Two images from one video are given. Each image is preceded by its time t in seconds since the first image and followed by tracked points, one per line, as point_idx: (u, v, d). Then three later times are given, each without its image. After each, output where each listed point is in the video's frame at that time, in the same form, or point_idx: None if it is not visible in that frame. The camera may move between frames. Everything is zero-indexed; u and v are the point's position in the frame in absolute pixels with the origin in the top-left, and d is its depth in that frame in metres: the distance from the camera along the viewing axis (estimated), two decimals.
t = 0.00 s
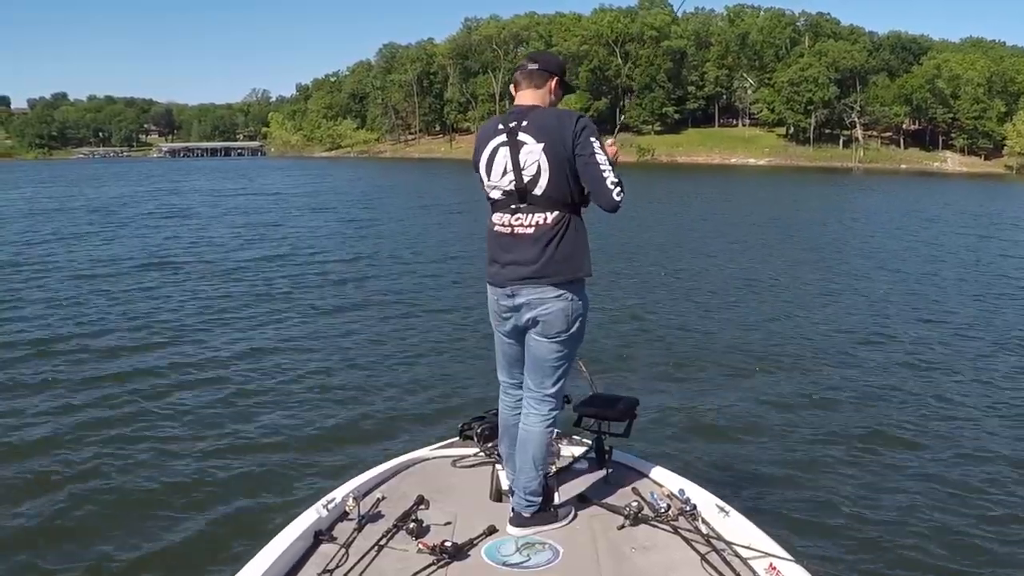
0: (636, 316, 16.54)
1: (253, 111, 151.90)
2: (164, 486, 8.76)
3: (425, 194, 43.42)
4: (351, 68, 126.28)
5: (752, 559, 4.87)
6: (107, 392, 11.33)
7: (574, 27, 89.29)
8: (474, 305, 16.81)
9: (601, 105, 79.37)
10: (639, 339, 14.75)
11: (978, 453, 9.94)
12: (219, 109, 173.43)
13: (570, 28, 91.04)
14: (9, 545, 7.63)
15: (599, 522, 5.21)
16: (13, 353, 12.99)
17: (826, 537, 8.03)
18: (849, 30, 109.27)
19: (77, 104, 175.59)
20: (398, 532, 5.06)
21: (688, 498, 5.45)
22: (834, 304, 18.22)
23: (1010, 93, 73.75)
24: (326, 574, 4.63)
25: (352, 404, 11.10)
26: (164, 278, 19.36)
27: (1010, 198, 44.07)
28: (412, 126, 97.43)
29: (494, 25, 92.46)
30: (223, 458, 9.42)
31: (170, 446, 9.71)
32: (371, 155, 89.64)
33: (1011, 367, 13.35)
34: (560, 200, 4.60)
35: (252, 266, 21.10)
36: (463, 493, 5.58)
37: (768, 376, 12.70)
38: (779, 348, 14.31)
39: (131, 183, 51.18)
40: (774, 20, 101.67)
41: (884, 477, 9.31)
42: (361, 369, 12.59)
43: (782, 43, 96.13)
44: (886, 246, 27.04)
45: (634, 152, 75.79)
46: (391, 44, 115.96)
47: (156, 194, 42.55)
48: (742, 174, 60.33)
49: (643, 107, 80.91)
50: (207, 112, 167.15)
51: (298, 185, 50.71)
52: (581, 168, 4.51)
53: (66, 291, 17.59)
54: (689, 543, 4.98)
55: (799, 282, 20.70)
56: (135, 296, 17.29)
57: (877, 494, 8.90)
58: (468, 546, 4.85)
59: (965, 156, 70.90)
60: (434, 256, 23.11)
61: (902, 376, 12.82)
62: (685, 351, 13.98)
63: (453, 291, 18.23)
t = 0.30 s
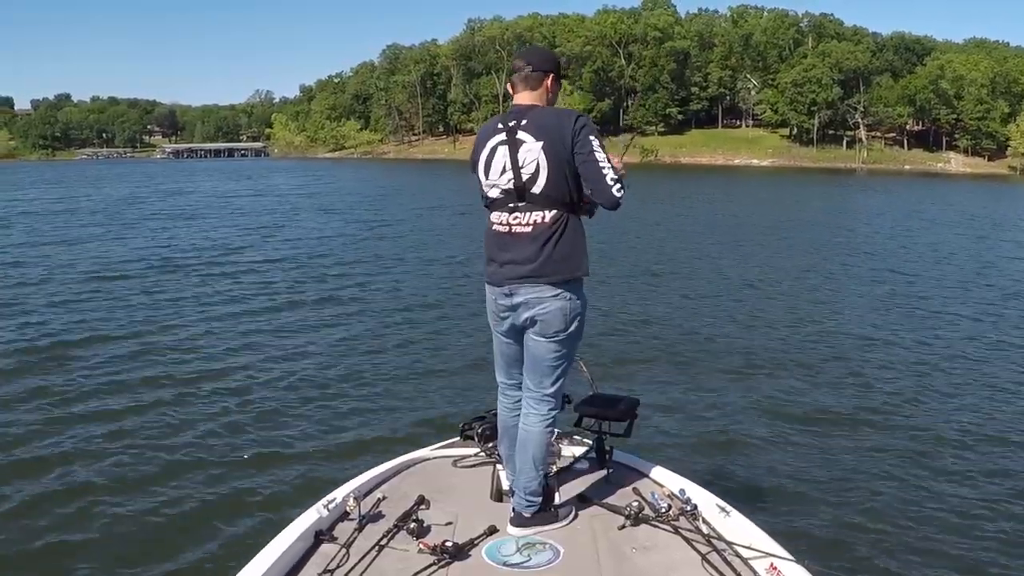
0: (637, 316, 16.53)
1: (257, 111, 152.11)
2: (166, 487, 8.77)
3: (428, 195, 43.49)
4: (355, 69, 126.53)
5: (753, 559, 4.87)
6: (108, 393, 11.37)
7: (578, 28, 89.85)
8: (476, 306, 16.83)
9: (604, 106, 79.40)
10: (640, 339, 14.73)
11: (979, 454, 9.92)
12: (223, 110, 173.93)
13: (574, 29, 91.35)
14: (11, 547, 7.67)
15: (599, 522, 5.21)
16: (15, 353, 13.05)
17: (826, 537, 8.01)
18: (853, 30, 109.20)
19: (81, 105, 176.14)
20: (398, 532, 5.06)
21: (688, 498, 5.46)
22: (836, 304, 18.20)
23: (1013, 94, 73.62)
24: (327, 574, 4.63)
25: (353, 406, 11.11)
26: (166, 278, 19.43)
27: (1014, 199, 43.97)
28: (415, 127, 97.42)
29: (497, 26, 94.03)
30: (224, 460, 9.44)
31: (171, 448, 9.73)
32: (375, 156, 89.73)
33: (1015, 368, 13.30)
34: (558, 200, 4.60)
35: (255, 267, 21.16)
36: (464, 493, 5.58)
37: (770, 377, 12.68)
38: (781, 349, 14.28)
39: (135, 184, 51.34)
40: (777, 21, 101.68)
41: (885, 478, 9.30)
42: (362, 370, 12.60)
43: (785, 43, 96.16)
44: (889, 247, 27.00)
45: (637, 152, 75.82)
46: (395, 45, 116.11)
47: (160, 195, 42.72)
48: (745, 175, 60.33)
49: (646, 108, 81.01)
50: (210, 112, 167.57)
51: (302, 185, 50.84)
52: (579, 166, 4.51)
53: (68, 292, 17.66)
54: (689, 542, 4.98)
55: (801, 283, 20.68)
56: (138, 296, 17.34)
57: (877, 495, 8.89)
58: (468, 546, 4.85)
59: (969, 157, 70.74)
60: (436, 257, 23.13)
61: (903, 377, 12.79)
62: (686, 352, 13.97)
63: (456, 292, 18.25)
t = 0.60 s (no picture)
0: (640, 316, 16.53)
1: (261, 111, 152.12)
2: (168, 487, 8.79)
3: (431, 195, 43.51)
4: (358, 69, 126.57)
5: (753, 559, 4.87)
6: (110, 394, 11.38)
7: (581, 28, 89.70)
8: (478, 306, 16.84)
9: (607, 106, 79.28)
10: (643, 340, 14.71)
11: (980, 455, 9.90)
12: (227, 110, 173.98)
13: (577, 29, 91.40)
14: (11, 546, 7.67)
15: (600, 522, 5.21)
16: (18, 354, 13.08)
17: (825, 537, 8.02)
18: (856, 30, 109.03)
19: (85, 104, 176.16)
20: (399, 532, 5.07)
21: (689, 498, 5.46)
22: (839, 304, 18.18)
23: (1017, 94, 73.44)
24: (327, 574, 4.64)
25: (354, 406, 11.12)
26: (169, 279, 19.47)
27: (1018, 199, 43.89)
28: (419, 127, 97.30)
29: (501, 26, 93.31)
30: (225, 460, 9.45)
31: (173, 447, 9.75)
32: (378, 156, 89.69)
33: (1016, 368, 13.29)
34: (558, 200, 4.60)
35: (259, 267, 21.20)
36: (465, 493, 5.59)
37: (772, 377, 12.67)
38: (783, 349, 14.26)
39: (139, 185, 51.48)
40: (781, 21, 101.54)
41: (886, 477, 9.30)
42: (363, 370, 12.61)
43: (789, 43, 96.13)
44: (891, 246, 27.01)
45: (641, 152, 75.79)
46: (398, 45, 116.11)
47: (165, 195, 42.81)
48: (748, 175, 60.26)
49: (650, 108, 80.95)
50: (213, 112, 167.68)
51: (306, 185, 50.88)
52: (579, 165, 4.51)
53: (71, 292, 17.71)
54: (690, 543, 4.98)
55: (804, 282, 20.68)
56: (141, 297, 17.38)
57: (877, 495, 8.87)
58: (468, 546, 4.86)
59: (972, 157, 70.58)
60: (438, 256, 23.14)
61: (905, 377, 12.77)
62: (688, 351, 13.95)
63: (458, 292, 18.26)
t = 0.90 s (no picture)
0: (641, 315, 16.50)
1: (264, 111, 152.13)
2: (168, 488, 8.81)
3: (433, 194, 43.45)
4: (362, 68, 126.53)
5: (753, 559, 4.87)
6: (110, 393, 11.38)
7: (585, 27, 89.56)
8: (479, 306, 16.83)
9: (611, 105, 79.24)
10: (644, 339, 14.68)
11: (981, 454, 9.89)
12: (230, 108, 173.95)
13: (580, 28, 91.28)
14: (11, 546, 7.68)
15: (600, 522, 5.21)
16: (20, 353, 13.08)
17: (826, 538, 8.00)
18: (860, 29, 108.88)
19: (89, 104, 176.25)
20: (399, 532, 5.07)
21: (689, 498, 5.45)
22: (841, 303, 18.15)
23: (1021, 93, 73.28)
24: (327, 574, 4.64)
25: (354, 405, 11.11)
26: (171, 278, 19.45)
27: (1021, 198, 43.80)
28: (422, 126, 97.15)
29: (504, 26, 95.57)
30: (226, 459, 9.45)
31: (174, 447, 9.76)
32: (382, 155, 89.63)
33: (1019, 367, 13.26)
34: (558, 201, 4.60)
35: (262, 266, 21.20)
36: (464, 493, 5.59)
37: (774, 376, 12.65)
38: (784, 348, 14.24)
39: (142, 184, 51.48)
40: (784, 20, 101.45)
41: (887, 477, 9.28)
42: (363, 369, 12.60)
43: (792, 42, 96.03)
44: (894, 246, 27.00)
45: (644, 151, 75.66)
46: (402, 44, 116.06)
47: (168, 194, 42.83)
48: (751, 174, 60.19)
49: (653, 107, 80.85)
50: (216, 112, 167.64)
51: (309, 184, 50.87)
52: (578, 166, 4.50)
53: (74, 292, 17.71)
54: (689, 542, 4.98)
55: (806, 281, 20.67)
56: (143, 296, 17.38)
57: (878, 495, 8.86)
58: (468, 546, 4.86)
59: (976, 156, 70.39)
60: (441, 256, 23.13)
61: (906, 376, 12.75)
62: (689, 351, 13.95)
63: (460, 292, 18.26)
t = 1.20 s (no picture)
0: (643, 315, 16.51)
1: (268, 110, 152.21)
2: (169, 488, 8.83)
3: (437, 195, 43.49)
4: (365, 69, 126.70)
5: (752, 559, 4.87)
6: (112, 393, 11.41)
7: (589, 27, 89.62)
8: (482, 306, 16.86)
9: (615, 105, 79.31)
10: (647, 340, 14.69)
11: (981, 453, 9.90)
12: (234, 109, 174.36)
13: (584, 28, 91.32)
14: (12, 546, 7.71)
15: (599, 522, 5.21)
16: (22, 354, 13.11)
17: (825, 539, 8.00)
18: (864, 29, 108.84)
19: (93, 104, 176.67)
20: (398, 533, 5.07)
21: (688, 498, 5.45)
22: (844, 304, 18.15)
23: None
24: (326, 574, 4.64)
25: (357, 406, 11.14)
26: (174, 278, 19.49)
27: None
28: (426, 126, 97.23)
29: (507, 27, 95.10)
30: (227, 460, 9.46)
31: (174, 447, 9.77)
32: (385, 155, 89.72)
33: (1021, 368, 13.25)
34: (557, 200, 4.60)
35: (265, 266, 21.24)
36: (464, 493, 5.59)
37: (776, 376, 12.66)
38: (786, 348, 14.24)
39: (147, 184, 51.65)
40: (788, 20, 101.48)
41: (888, 477, 9.29)
42: (365, 370, 12.62)
43: (796, 42, 96.02)
44: (898, 246, 27.00)
45: (648, 152, 75.68)
46: (406, 44, 116.17)
47: (173, 194, 43.00)
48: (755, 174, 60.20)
49: (657, 107, 80.82)
50: (220, 112, 167.96)
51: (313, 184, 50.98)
52: (578, 165, 4.50)
53: (78, 292, 17.75)
54: (689, 542, 4.97)
55: (810, 281, 20.67)
56: (147, 296, 17.43)
57: (879, 496, 8.86)
58: (468, 546, 4.86)
59: (980, 156, 70.31)
60: (445, 256, 23.17)
61: (908, 376, 12.75)
62: (692, 351, 13.97)
63: (462, 292, 18.30)
